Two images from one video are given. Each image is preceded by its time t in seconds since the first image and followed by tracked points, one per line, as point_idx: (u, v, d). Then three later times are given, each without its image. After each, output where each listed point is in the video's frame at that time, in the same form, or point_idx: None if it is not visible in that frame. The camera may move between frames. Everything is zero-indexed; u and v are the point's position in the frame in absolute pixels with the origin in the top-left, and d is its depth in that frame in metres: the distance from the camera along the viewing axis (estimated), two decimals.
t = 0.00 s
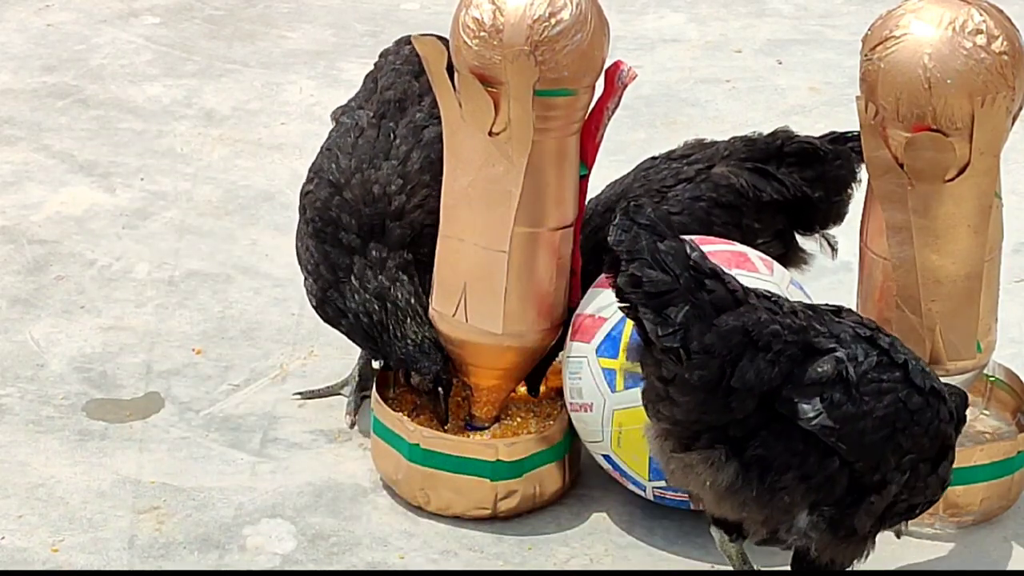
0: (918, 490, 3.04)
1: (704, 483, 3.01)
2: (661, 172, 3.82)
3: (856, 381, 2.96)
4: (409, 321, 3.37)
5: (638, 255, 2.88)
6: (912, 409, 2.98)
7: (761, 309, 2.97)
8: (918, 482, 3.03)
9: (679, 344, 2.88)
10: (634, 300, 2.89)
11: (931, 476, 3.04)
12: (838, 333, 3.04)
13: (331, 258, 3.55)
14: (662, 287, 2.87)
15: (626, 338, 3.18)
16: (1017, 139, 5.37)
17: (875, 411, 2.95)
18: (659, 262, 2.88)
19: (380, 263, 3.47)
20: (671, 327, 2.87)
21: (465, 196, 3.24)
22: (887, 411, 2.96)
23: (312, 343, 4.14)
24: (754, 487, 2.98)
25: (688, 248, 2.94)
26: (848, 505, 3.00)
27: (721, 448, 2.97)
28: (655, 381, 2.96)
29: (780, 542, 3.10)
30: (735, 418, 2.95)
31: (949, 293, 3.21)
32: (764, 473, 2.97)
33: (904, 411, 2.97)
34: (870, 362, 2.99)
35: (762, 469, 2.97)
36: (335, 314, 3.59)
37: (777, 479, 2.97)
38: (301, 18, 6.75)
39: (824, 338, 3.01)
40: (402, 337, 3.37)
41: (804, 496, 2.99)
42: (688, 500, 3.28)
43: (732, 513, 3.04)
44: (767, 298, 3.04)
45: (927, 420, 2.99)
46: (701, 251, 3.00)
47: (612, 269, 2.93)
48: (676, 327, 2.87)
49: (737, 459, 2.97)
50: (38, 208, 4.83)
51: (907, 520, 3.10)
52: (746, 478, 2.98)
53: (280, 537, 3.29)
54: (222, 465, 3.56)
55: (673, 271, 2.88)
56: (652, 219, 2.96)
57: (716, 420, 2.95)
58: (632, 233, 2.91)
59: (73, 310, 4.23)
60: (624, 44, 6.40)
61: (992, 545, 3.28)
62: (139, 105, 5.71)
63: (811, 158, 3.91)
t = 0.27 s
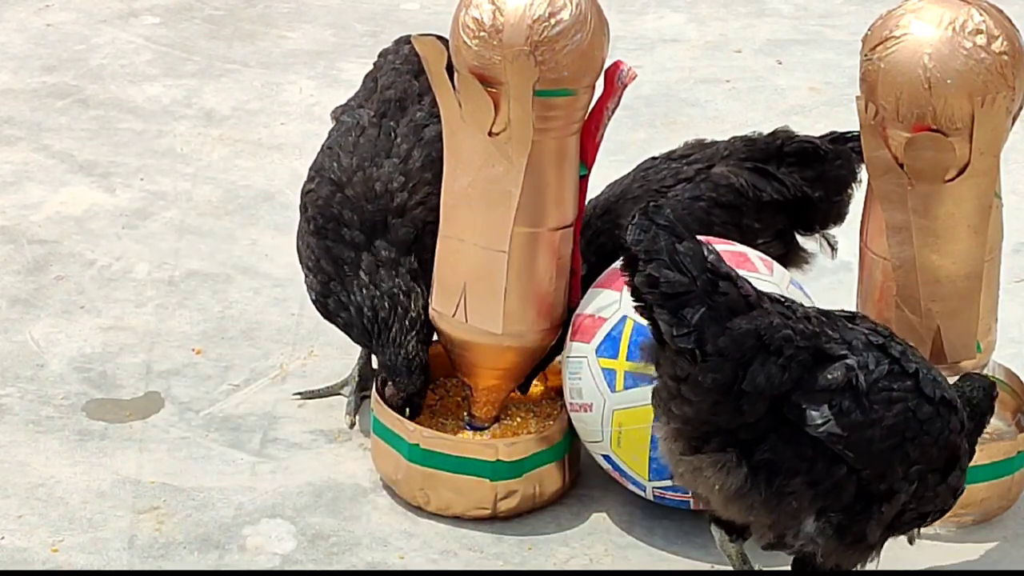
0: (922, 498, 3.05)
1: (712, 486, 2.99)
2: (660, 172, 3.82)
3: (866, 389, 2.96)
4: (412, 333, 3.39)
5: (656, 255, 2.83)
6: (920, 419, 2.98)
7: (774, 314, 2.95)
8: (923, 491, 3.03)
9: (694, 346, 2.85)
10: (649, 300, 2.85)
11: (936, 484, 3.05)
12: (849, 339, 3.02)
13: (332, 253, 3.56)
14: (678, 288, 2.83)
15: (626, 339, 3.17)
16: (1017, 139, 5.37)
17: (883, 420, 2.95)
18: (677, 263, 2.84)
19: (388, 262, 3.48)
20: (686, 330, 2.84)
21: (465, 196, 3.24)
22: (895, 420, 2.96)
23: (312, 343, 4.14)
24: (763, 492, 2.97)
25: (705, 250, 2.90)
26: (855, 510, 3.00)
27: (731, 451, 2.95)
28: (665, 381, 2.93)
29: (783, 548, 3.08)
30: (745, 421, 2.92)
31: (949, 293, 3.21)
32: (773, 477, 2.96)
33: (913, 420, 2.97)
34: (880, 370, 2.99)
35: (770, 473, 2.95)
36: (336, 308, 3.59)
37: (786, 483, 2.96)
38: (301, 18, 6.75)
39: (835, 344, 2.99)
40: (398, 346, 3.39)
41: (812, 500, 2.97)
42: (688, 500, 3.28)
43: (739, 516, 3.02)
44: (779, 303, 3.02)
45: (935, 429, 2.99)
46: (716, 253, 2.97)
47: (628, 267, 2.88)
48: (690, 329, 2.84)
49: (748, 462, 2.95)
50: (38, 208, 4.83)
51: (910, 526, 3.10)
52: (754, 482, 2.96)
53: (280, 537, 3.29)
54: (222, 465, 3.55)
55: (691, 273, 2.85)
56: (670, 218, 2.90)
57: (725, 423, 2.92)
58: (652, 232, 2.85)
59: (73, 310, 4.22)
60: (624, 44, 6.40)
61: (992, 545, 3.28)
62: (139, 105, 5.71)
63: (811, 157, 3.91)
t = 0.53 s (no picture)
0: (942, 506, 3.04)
1: (733, 486, 3.00)
2: (658, 173, 3.82)
3: (891, 394, 2.95)
4: (412, 316, 3.39)
5: (694, 247, 2.88)
6: (944, 427, 2.96)
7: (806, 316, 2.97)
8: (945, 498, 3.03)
9: (725, 339, 2.88)
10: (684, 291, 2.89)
11: (956, 495, 3.05)
12: (878, 344, 3.04)
13: (339, 255, 3.58)
14: (715, 281, 2.87)
15: (626, 339, 3.16)
16: (1017, 139, 5.37)
17: (907, 426, 2.94)
18: (714, 256, 2.89)
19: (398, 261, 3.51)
20: (718, 321, 2.87)
21: (465, 197, 3.24)
22: (919, 427, 2.94)
23: (312, 343, 4.14)
24: (787, 492, 2.97)
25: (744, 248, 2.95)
26: (874, 515, 3.00)
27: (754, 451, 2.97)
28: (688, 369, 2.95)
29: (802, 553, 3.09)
30: (767, 418, 2.94)
31: (949, 293, 3.22)
32: (794, 479, 2.97)
33: (937, 427, 2.96)
34: (907, 376, 2.98)
35: (792, 472, 2.96)
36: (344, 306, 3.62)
37: (807, 484, 2.97)
38: (301, 18, 6.75)
39: (864, 348, 3.01)
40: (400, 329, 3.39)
41: (831, 503, 2.98)
42: (688, 500, 3.28)
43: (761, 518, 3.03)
44: (812, 307, 3.04)
45: (958, 438, 2.98)
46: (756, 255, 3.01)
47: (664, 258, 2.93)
48: (723, 322, 2.87)
49: (771, 462, 2.96)
50: (38, 208, 4.83)
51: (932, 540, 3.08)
52: (774, 484, 2.97)
53: (280, 537, 3.29)
54: (222, 465, 3.55)
55: (727, 267, 2.89)
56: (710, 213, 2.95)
57: (748, 420, 2.95)
58: (690, 226, 2.91)
59: (72, 310, 4.22)
60: (624, 44, 6.40)
61: (992, 545, 3.28)
62: (139, 105, 5.71)
63: (810, 156, 3.89)
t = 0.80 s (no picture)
0: (934, 498, 3.04)
1: (727, 474, 2.96)
2: (659, 173, 3.82)
3: (883, 389, 2.96)
4: (410, 315, 3.43)
5: (714, 236, 2.82)
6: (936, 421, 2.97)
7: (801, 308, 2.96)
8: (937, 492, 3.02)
9: (735, 331, 2.83)
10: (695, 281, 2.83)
11: (949, 487, 3.04)
12: (870, 338, 3.04)
13: (336, 255, 3.58)
14: (732, 272, 2.82)
15: (626, 339, 3.16)
16: (1017, 139, 5.37)
17: (898, 421, 2.95)
18: (731, 247, 2.84)
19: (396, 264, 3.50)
20: (728, 313, 2.82)
21: (464, 197, 3.24)
22: (911, 421, 2.95)
23: (312, 343, 4.14)
24: (779, 485, 2.96)
25: (751, 237, 2.90)
26: (865, 507, 3.00)
27: (750, 442, 2.93)
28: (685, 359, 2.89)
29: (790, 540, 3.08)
30: (763, 413, 2.91)
31: (948, 293, 3.22)
32: (787, 470, 2.95)
33: (927, 421, 2.97)
34: (899, 371, 2.99)
35: (785, 463, 2.95)
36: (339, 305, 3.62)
37: (799, 475, 2.95)
38: (301, 18, 6.75)
39: (856, 344, 3.01)
40: (402, 330, 3.43)
41: (823, 494, 2.96)
42: (688, 500, 3.28)
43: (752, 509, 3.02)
44: (803, 299, 3.02)
45: (949, 432, 2.99)
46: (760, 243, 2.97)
47: (676, 246, 2.84)
48: (733, 314, 2.82)
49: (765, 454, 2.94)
50: (38, 208, 4.83)
51: (921, 531, 3.08)
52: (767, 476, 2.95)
53: (280, 537, 3.29)
54: (222, 465, 3.55)
55: (743, 260, 2.84)
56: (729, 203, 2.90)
57: (749, 414, 2.90)
58: (712, 214, 2.85)
59: (72, 310, 4.22)
60: (624, 44, 6.40)
61: (992, 545, 3.28)
62: (139, 105, 5.71)
63: (811, 157, 3.89)
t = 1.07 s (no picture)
0: (936, 494, 3.00)
1: (726, 481, 2.96)
2: (658, 174, 3.82)
3: (878, 385, 2.94)
4: (410, 316, 3.41)
5: (709, 232, 2.90)
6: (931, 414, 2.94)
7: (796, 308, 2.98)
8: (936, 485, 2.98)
9: (731, 327, 2.87)
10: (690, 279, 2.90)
11: (950, 483, 3.01)
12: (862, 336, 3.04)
13: (332, 251, 3.59)
14: (727, 267, 2.88)
15: (626, 339, 3.16)
16: (1017, 139, 5.37)
17: (896, 415, 2.93)
18: (728, 244, 2.91)
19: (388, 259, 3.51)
20: (723, 308, 2.87)
21: (465, 196, 3.24)
22: (906, 415, 2.93)
23: (312, 343, 4.14)
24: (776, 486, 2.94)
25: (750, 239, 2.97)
26: (863, 504, 2.96)
27: (746, 442, 2.94)
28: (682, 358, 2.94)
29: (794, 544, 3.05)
30: (758, 410, 2.92)
31: (949, 293, 3.21)
32: (784, 468, 2.93)
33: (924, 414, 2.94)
34: (893, 366, 2.97)
35: (782, 461, 2.93)
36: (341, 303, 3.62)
37: (796, 474, 2.93)
38: (301, 18, 6.75)
39: (848, 342, 3.01)
40: (399, 332, 3.42)
41: (822, 492, 2.94)
42: (688, 500, 3.28)
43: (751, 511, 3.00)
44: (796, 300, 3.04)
45: (946, 424, 2.96)
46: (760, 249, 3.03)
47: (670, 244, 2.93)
48: (728, 309, 2.87)
49: (762, 454, 2.93)
50: (38, 208, 4.83)
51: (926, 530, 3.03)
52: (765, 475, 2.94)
53: (280, 537, 3.29)
54: (221, 465, 3.56)
55: (739, 257, 2.90)
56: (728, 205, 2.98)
57: (744, 413, 2.93)
58: (708, 212, 2.93)
59: (72, 310, 4.23)
60: (624, 44, 6.40)
61: (993, 546, 3.28)
62: (139, 105, 5.71)
63: (810, 158, 3.87)
